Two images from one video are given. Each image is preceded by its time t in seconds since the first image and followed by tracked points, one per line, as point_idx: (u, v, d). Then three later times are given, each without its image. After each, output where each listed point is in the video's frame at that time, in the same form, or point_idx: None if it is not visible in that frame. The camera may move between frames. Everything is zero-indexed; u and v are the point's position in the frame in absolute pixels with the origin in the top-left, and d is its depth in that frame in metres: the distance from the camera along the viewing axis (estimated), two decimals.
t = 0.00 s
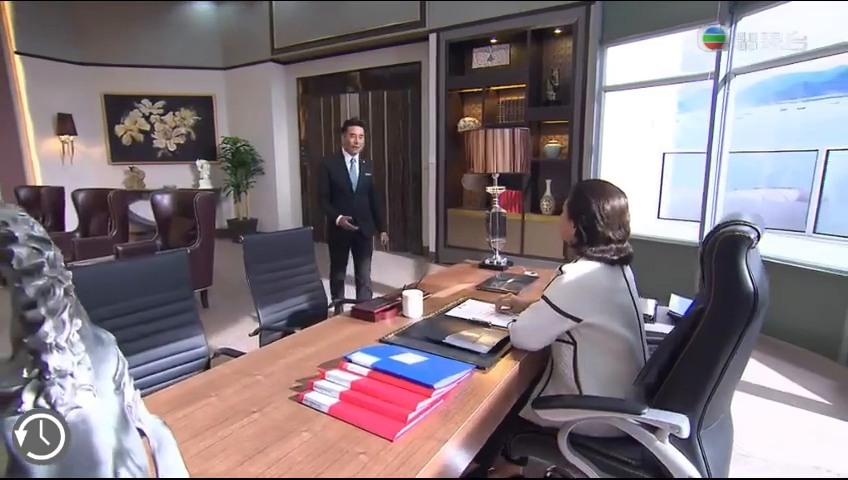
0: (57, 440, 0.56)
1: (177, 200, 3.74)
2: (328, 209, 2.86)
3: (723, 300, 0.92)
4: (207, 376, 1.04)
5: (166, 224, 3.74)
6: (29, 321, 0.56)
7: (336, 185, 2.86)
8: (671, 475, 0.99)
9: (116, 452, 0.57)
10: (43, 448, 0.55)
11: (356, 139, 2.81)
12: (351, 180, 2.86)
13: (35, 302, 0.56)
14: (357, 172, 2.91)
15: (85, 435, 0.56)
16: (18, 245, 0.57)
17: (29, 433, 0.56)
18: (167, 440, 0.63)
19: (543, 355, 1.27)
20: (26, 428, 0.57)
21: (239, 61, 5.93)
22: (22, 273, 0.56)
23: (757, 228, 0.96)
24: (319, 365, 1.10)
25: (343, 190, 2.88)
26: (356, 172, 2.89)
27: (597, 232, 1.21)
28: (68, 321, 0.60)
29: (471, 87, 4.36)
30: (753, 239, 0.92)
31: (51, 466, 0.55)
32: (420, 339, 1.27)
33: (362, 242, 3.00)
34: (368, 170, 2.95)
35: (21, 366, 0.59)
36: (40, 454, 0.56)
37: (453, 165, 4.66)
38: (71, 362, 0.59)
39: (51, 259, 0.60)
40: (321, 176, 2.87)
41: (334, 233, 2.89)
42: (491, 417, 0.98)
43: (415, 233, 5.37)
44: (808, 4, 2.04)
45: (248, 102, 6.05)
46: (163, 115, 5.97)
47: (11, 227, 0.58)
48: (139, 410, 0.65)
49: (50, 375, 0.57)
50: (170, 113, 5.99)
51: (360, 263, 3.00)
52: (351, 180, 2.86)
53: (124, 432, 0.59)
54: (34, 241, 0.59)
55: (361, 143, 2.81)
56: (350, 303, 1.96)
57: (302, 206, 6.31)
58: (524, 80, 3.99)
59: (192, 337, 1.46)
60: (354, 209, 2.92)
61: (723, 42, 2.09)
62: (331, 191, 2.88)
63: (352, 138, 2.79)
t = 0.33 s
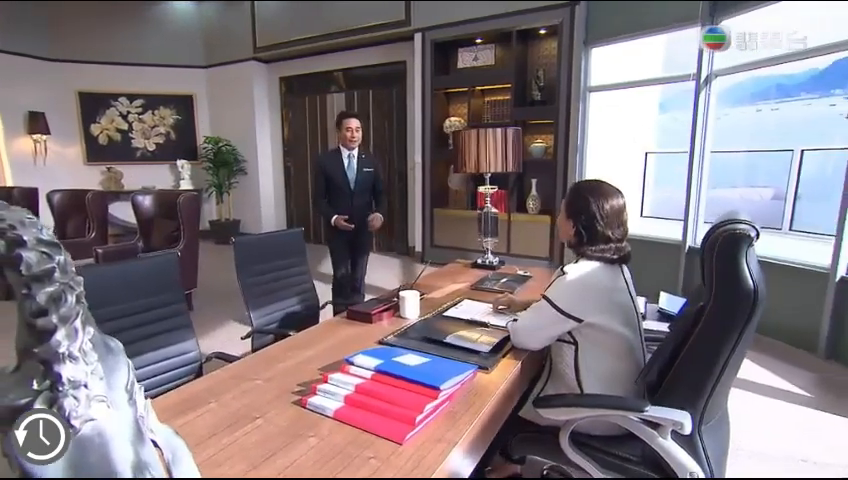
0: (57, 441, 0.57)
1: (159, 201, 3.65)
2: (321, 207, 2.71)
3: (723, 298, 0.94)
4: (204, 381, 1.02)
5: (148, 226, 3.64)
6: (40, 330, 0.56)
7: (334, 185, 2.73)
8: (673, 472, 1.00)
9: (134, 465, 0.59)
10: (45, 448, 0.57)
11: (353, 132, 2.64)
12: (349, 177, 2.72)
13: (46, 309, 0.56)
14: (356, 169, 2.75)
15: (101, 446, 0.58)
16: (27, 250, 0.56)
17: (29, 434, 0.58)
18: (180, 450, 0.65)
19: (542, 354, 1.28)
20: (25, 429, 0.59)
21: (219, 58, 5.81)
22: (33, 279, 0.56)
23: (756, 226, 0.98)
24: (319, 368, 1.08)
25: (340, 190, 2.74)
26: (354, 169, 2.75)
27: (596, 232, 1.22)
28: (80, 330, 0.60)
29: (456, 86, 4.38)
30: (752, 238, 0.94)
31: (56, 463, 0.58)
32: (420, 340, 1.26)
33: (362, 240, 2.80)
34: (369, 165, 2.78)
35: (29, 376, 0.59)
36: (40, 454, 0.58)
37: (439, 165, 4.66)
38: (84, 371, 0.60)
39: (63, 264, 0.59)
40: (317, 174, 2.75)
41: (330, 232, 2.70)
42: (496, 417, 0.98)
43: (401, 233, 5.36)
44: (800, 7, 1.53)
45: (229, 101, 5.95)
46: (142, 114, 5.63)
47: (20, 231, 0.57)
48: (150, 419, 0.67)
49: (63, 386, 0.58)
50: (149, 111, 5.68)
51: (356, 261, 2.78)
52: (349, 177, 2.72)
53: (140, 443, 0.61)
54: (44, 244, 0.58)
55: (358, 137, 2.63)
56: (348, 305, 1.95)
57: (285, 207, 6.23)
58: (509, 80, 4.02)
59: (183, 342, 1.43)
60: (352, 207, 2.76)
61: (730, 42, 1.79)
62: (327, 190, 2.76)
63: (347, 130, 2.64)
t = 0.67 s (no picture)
0: (57, 441, 0.56)
1: (143, 202, 3.56)
2: (323, 214, 2.65)
3: (724, 297, 0.95)
4: (203, 387, 0.99)
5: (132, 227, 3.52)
6: (54, 337, 0.55)
7: (334, 190, 2.68)
8: (674, 467, 1.02)
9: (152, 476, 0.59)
10: (46, 448, 0.57)
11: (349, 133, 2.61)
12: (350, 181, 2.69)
13: (60, 316, 0.55)
14: (355, 172, 2.73)
15: (119, 456, 0.58)
16: (39, 254, 0.56)
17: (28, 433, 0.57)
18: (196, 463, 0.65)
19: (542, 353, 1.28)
20: (25, 427, 0.58)
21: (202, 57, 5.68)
22: (46, 284, 0.56)
23: (754, 226, 0.99)
24: (320, 371, 1.06)
25: (341, 194, 2.70)
26: (354, 173, 2.72)
27: (595, 232, 1.23)
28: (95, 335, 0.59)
29: (444, 87, 4.36)
30: (752, 237, 0.96)
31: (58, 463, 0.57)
32: (420, 341, 1.25)
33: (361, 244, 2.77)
34: (368, 167, 2.77)
35: (43, 387, 0.58)
36: (40, 454, 0.57)
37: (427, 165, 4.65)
38: (99, 380, 0.59)
39: (76, 268, 0.59)
40: (314, 179, 2.68)
41: (331, 235, 2.66)
42: (501, 417, 0.98)
43: (389, 233, 5.34)
44: None
45: (214, 100, 5.85)
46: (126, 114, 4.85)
47: (31, 234, 0.57)
48: (164, 429, 0.66)
49: (79, 396, 0.57)
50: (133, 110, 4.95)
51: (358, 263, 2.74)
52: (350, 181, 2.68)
53: (159, 455, 0.61)
54: (56, 248, 0.58)
55: (354, 137, 2.61)
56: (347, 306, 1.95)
57: (271, 207, 6.15)
58: (497, 80, 4.00)
59: (177, 345, 1.40)
60: (355, 212, 2.73)
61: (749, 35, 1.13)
62: (326, 195, 2.71)
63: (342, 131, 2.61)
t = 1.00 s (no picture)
0: (57, 440, 0.58)
1: (128, 203, 3.48)
2: (330, 213, 2.46)
3: (724, 294, 0.97)
4: (203, 391, 0.97)
5: (116, 229, 3.45)
6: (73, 343, 0.55)
7: (337, 188, 2.51)
8: (677, 463, 1.03)
9: None
10: (45, 448, 0.58)
11: (347, 125, 2.48)
12: (350, 177, 2.55)
13: (78, 321, 0.55)
14: (354, 168, 2.61)
15: (145, 467, 0.59)
16: (57, 259, 0.56)
17: (29, 433, 0.59)
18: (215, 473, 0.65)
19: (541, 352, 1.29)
20: (24, 428, 0.60)
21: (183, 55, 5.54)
22: (64, 289, 0.55)
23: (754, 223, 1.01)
24: (322, 374, 1.05)
25: (345, 192, 2.54)
26: (354, 168, 2.59)
27: (595, 232, 1.25)
28: (113, 342, 0.59)
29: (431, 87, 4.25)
30: (751, 234, 0.97)
31: (53, 462, 0.58)
32: (421, 342, 1.24)
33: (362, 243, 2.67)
34: (365, 163, 2.67)
35: (60, 397, 0.58)
36: (40, 454, 0.59)
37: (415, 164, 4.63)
38: (120, 388, 0.60)
39: (94, 273, 0.59)
40: (314, 176, 2.46)
41: (331, 236, 2.51)
42: (507, 417, 0.98)
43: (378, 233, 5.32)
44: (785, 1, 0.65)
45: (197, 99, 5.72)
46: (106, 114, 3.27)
47: (48, 238, 0.56)
48: (182, 439, 0.68)
49: (100, 405, 0.58)
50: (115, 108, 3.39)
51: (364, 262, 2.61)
52: (350, 177, 2.55)
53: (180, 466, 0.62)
54: (73, 252, 0.58)
55: (352, 130, 2.49)
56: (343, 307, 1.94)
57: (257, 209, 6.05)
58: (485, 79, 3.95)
59: (171, 349, 1.37)
60: (358, 210, 2.61)
61: (725, 45, 0.76)
62: (327, 194, 2.51)
63: (342, 124, 2.45)
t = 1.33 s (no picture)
0: (57, 439, 0.61)
1: (114, 203, 3.44)
2: (328, 215, 2.43)
3: (726, 292, 0.98)
4: (203, 395, 0.95)
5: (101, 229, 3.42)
6: (92, 348, 0.57)
7: (336, 189, 2.48)
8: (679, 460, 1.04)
9: None
10: (44, 448, 0.61)
11: (350, 124, 2.39)
12: (350, 178, 2.52)
13: (96, 327, 0.56)
14: (354, 169, 2.57)
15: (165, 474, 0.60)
16: (72, 261, 0.56)
17: (29, 433, 0.63)
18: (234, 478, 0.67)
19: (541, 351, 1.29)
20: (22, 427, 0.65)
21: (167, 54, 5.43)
22: (80, 293, 0.56)
23: (753, 221, 1.02)
24: (324, 376, 1.04)
25: (343, 193, 2.51)
26: (354, 169, 2.56)
27: (595, 232, 1.26)
28: (132, 348, 0.60)
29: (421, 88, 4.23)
30: (752, 233, 0.98)
31: (52, 461, 0.61)
32: (422, 342, 1.23)
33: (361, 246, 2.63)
34: (365, 163, 2.63)
35: (78, 405, 0.60)
36: (40, 454, 0.62)
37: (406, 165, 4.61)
38: (138, 395, 0.61)
39: (111, 275, 0.59)
40: (312, 177, 2.43)
41: (328, 236, 2.48)
42: (511, 417, 0.98)
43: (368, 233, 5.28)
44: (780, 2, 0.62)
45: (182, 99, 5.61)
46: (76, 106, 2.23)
47: (63, 239, 0.56)
48: (199, 447, 0.70)
49: (119, 413, 0.59)
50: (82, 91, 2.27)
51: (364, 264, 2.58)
52: (350, 178, 2.52)
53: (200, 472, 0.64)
54: (88, 254, 0.57)
55: (355, 131, 2.41)
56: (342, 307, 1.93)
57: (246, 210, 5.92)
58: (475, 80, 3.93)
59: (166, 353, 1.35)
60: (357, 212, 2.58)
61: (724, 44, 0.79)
62: (325, 195, 2.49)
63: (345, 124, 2.38)
